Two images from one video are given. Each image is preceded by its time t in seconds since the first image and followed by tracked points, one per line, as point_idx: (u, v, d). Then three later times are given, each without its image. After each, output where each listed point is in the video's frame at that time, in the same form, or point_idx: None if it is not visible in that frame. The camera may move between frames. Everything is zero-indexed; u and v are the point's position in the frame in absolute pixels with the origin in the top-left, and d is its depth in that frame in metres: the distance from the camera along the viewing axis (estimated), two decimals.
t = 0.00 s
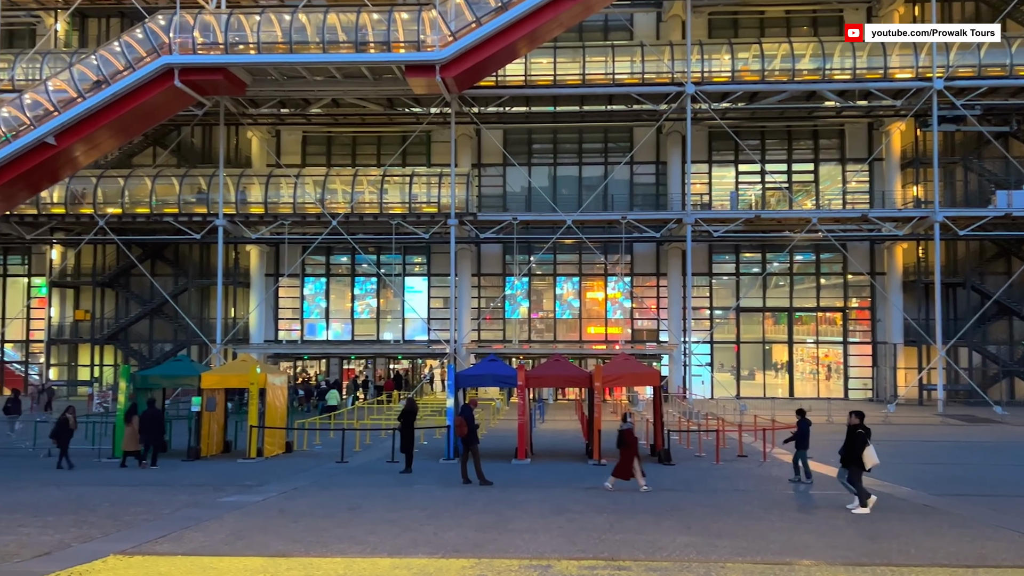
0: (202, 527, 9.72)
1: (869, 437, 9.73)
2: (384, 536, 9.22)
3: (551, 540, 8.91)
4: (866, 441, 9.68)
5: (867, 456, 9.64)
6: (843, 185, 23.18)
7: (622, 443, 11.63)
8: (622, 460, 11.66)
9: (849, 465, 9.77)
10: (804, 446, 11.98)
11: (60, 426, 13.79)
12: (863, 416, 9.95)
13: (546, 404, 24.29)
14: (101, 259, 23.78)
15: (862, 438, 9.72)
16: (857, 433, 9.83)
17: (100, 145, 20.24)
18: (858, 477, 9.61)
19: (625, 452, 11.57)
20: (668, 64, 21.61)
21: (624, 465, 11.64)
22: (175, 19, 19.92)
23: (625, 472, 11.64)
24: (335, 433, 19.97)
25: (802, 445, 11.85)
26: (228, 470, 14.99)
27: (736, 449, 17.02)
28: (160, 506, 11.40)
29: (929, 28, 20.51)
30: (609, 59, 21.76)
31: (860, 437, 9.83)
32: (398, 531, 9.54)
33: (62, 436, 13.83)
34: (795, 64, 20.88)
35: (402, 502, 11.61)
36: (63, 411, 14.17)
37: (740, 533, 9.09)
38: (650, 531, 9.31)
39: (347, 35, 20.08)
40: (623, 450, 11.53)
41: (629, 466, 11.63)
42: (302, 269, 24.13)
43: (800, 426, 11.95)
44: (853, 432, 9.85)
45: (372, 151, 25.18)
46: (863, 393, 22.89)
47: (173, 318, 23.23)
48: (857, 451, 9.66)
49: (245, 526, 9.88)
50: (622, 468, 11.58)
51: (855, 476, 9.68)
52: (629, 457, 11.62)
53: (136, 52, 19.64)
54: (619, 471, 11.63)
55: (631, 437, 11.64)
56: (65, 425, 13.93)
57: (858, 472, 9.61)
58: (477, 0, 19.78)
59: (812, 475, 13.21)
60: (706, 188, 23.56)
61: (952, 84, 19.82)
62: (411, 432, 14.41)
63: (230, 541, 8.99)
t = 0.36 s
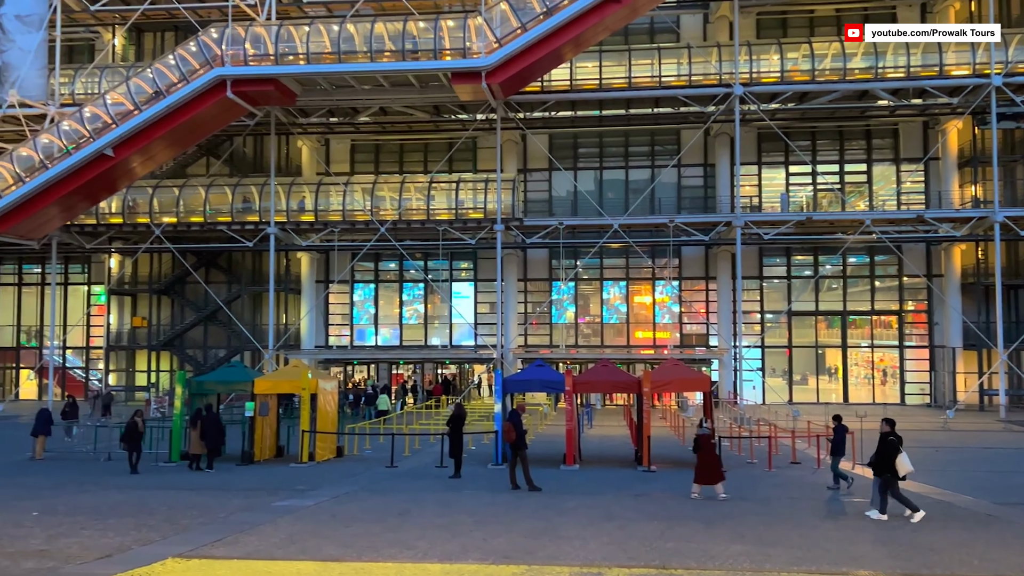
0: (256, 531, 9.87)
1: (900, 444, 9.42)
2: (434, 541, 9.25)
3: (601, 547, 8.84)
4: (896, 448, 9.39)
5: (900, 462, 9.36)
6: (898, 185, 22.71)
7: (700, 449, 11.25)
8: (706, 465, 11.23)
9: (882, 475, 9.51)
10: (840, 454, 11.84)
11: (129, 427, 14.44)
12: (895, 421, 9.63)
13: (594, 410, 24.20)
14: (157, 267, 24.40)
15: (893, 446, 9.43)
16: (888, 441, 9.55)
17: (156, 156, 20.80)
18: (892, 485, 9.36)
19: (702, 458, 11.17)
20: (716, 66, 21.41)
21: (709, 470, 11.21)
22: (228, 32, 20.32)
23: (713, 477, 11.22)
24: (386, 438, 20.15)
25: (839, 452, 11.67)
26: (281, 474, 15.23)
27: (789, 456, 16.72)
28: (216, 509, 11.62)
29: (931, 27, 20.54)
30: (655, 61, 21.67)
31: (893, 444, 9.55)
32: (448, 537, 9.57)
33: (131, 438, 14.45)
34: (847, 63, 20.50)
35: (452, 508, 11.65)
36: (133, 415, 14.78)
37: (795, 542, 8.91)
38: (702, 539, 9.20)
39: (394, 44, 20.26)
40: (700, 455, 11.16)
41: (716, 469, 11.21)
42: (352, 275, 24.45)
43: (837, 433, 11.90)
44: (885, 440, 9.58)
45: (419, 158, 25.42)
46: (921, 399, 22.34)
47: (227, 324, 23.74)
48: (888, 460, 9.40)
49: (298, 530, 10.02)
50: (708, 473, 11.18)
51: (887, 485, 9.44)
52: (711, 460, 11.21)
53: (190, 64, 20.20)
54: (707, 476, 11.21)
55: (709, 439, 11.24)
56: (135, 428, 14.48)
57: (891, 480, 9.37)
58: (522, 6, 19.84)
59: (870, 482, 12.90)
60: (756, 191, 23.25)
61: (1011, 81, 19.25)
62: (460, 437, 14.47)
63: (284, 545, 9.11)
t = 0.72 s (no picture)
0: (320, 535, 10.03)
1: (947, 449, 9.14)
2: (495, 547, 9.26)
3: (664, 555, 8.74)
4: (944, 453, 9.12)
5: (946, 468, 9.12)
6: (968, 182, 21.99)
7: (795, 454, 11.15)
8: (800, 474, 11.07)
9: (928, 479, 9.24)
10: (892, 459, 11.55)
11: (208, 435, 14.80)
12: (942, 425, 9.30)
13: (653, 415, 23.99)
14: (222, 275, 25.07)
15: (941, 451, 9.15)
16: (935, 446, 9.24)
17: (220, 167, 21.37)
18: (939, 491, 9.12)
19: (799, 467, 11.06)
20: (775, 64, 21.08)
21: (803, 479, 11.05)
22: (287, 45, 20.67)
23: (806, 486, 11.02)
24: (445, 442, 20.30)
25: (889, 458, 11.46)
26: (344, 478, 15.45)
27: (857, 462, 16.29)
28: (282, 513, 11.85)
29: (931, 27, 20.66)
30: (713, 61, 21.43)
31: (940, 448, 9.23)
32: (509, 542, 9.56)
33: (209, 445, 14.84)
34: (912, 58, 19.96)
35: (512, 513, 11.67)
36: (212, 421, 15.09)
37: (866, 552, 8.67)
38: (768, 548, 9.01)
39: (450, 52, 20.40)
40: (795, 461, 11.06)
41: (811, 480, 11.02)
42: (410, 281, 24.74)
43: (887, 438, 11.59)
44: (930, 444, 9.30)
45: (475, 165, 25.61)
46: (995, 403, 21.58)
47: (290, 330, 24.26)
48: (935, 465, 9.12)
49: (361, 534, 10.14)
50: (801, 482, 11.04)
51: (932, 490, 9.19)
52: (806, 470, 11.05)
53: (252, 77, 20.74)
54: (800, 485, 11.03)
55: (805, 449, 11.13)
56: (213, 434, 14.85)
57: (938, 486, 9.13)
58: (576, 10, 19.79)
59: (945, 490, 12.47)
60: (818, 191, 22.82)
61: None
62: (519, 443, 14.48)
63: (347, 549, 9.23)
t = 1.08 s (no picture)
0: (380, 536, 10.16)
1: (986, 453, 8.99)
2: (553, 549, 9.26)
3: (725, 559, 8.62)
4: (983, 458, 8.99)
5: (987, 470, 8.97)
6: None
7: (887, 457, 10.80)
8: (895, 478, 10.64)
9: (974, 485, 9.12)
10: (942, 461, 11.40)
11: (280, 437, 15.07)
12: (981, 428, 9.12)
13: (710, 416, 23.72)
14: (281, 280, 25.59)
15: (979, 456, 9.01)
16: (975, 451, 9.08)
17: (278, 174, 21.83)
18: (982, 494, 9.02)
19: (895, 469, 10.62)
20: (832, 58, 20.66)
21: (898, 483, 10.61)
22: (342, 52, 20.94)
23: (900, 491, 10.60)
24: (501, 444, 20.36)
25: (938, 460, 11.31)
26: (402, 479, 15.63)
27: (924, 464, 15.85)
28: (342, 514, 12.04)
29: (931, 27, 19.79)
30: (768, 57, 21.12)
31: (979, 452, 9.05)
32: (567, 545, 9.55)
33: (280, 447, 15.10)
34: (977, 48, 19.34)
35: (570, 516, 11.65)
36: (282, 424, 15.40)
37: (934, 557, 8.42)
38: (831, 552, 8.83)
39: (501, 54, 20.43)
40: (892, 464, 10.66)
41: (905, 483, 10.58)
42: (463, 283, 24.89)
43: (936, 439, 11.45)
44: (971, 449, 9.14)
45: (527, 166, 25.64)
46: None
47: (348, 333, 24.65)
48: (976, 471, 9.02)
49: (419, 536, 10.24)
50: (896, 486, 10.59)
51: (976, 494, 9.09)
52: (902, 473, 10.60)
53: (307, 85, 21.06)
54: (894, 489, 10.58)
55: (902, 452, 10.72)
56: (286, 437, 15.12)
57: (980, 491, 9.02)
58: (628, 9, 19.67)
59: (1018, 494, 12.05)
60: (880, 186, 22.28)
61: None
62: (575, 445, 14.44)
63: (407, 550, 9.34)
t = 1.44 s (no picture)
0: (444, 535, 10.30)
1: None
2: (617, 550, 9.25)
3: (793, 561, 8.49)
4: None
5: None
6: None
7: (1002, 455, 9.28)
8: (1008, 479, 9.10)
9: None
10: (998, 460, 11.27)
11: (355, 436, 15.41)
12: None
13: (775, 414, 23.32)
14: (344, 281, 26.07)
15: None
16: None
17: (340, 177, 22.25)
18: None
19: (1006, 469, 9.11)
20: (899, 45, 20.07)
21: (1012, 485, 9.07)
22: (400, 56, 21.16)
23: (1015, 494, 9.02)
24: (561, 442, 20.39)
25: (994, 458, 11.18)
26: (465, 478, 15.78)
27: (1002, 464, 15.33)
28: (407, 513, 12.23)
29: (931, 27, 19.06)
30: (831, 47, 20.69)
31: None
32: (631, 546, 9.52)
33: (357, 445, 15.45)
34: None
35: (634, 516, 11.61)
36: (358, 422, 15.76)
37: (1013, 562, 8.13)
38: (904, 555, 8.61)
39: (557, 53, 20.36)
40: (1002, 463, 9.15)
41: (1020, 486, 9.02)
42: (522, 282, 24.99)
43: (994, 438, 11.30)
44: None
45: (584, 164, 25.59)
46: None
47: (409, 333, 25.03)
48: None
49: (483, 535, 10.34)
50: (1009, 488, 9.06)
51: None
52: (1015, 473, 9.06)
53: (367, 89, 21.36)
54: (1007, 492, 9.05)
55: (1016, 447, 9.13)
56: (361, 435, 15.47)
57: None
58: (685, 3, 19.43)
59: None
60: (951, 176, 21.60)
61: None
62: (637, 444, 14.38)
63: (471, 549, 9.44)
